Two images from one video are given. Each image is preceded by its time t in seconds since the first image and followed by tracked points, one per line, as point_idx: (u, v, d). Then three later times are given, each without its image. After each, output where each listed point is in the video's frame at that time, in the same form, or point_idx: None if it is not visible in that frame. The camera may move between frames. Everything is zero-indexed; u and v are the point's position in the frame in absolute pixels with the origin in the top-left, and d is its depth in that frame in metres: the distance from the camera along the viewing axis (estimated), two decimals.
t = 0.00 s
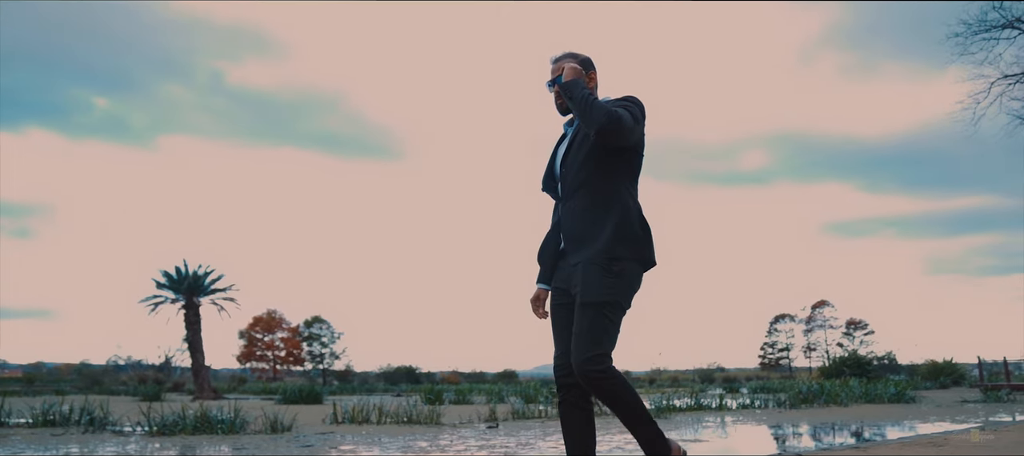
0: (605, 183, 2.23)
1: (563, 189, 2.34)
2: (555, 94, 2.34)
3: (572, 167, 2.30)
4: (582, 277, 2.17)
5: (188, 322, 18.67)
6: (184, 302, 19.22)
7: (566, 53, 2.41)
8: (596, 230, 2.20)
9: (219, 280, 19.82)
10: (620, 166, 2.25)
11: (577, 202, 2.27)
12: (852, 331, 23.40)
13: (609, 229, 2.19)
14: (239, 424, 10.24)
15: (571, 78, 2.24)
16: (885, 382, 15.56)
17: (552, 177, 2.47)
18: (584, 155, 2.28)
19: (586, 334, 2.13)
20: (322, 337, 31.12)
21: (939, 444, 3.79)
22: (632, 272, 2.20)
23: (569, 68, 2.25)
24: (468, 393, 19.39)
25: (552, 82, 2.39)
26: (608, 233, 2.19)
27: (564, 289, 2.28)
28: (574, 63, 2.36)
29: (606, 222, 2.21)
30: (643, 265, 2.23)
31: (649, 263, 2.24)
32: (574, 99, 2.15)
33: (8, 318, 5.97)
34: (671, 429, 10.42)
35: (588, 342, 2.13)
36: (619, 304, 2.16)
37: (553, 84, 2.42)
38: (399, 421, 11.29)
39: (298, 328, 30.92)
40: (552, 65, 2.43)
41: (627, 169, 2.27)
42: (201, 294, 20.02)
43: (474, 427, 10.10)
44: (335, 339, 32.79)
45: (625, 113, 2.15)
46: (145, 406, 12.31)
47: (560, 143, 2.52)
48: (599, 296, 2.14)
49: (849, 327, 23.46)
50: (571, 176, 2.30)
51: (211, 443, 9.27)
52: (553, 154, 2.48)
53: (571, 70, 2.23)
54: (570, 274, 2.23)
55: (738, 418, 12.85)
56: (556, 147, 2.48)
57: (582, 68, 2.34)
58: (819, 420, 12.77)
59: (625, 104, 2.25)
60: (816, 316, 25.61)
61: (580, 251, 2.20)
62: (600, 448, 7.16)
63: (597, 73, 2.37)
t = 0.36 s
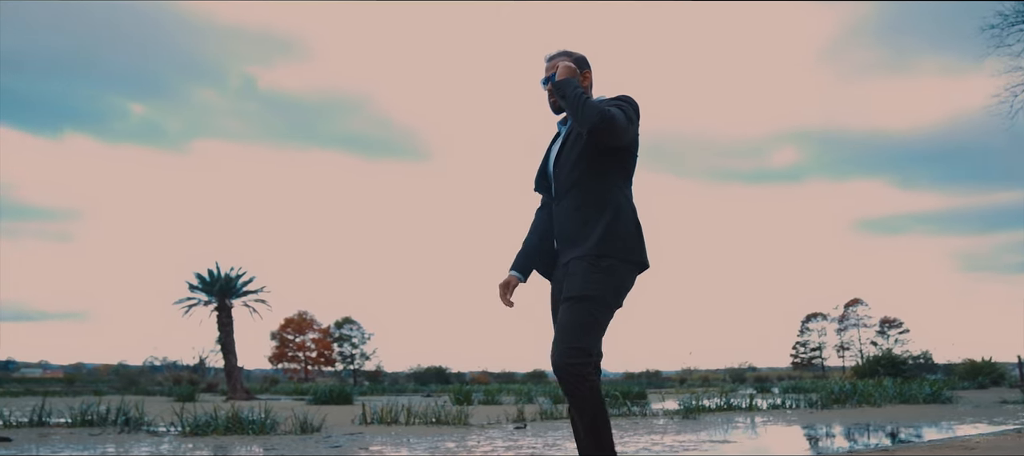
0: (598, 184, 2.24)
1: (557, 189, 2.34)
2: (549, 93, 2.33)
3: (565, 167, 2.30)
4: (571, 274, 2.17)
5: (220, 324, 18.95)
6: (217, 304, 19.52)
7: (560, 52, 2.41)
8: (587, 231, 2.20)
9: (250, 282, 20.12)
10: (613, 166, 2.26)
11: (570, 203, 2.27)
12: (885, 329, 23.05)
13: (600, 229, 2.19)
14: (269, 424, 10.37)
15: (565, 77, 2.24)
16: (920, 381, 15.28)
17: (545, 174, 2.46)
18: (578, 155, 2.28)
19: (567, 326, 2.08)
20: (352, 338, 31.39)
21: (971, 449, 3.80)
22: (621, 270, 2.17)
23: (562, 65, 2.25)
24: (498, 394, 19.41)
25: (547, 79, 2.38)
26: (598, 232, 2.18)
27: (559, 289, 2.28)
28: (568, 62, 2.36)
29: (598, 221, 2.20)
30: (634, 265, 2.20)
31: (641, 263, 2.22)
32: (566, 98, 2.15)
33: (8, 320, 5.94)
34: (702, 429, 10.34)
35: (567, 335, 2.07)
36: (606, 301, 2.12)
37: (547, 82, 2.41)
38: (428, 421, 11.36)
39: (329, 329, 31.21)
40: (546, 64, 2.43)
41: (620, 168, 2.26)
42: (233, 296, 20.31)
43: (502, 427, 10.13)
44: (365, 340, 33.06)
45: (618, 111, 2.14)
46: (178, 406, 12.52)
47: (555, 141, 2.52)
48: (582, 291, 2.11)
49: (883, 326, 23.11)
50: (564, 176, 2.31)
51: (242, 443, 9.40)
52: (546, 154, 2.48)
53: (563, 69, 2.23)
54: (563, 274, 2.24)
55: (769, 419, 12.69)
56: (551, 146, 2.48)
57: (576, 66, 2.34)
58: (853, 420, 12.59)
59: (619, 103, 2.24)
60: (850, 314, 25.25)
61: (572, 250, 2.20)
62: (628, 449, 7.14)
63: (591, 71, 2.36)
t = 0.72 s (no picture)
0: (584, 187, 2.25)
1: (544, 191, 2.36)
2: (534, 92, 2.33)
3: (553, 169, 2.32)
4: (558, 281, 2.19)
5: (249, 325, 19.17)
6: (245, 306, 19.75)
7: (548, 52, 2.43)
8: (574, 236, 2.22)
9: (278, 283, 20.33)
10: (601, 167, 2.28)
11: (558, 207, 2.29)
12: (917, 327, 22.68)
13: (586, 234, 2.21)
14: (296, 425, 10.46)
15: (554, 78, 2.25)
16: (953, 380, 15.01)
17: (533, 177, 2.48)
18: (564, 157, 2.30)
19: (554, 339, 2.10)
20: (379, 339, 31.59)
21: (997, 452, 3.77)
22: (608, 279, 2.18)
23: (549, 66, 2.27)
24: (524, 393, 19.41)
25: (535, 78, 2.40)
26: (584, 238, 2.20)
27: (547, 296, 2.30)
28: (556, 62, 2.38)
29: (584, 226, 2.22)
30: (621, 271, 2.22)
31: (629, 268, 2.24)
32: (552, 100, 2.16)
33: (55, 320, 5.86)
34: (729, 430, 10.28)
35: (554, 348, 2.09)
36: (593, 312, 2.14)
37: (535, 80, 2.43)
38: (452, 421, 11.41)
39: (356, 329, 31.45)
40: (535, 64, 2.44)
41: (606, 172, 2.28)
42: (261, 298, 20.53)
43: (527, 427, 10.17)
44: (392, 340, 33.26)
45: (605, 113, 2.16)
46: (207, 406, 12.70)
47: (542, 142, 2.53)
48: (569, 303, 2.12)
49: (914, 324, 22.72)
50: (552, 178, 2.33)
51: (269, 444, 9.50)
52: (534, 155, 2.50)
53: (552, 70, 2.24)
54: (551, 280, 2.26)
55: (797, 419, 12.57)
56: (538, 147, 2.49)
57: (565, 67, 2.36)
58: (883, 420, 12.44)
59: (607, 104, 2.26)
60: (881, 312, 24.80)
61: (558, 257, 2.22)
62: (651, 450, 7.11)
63: (578, 73, 2.38)
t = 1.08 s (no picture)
0: (566, 190, 2.39)
1: (528, 196, 2.50)
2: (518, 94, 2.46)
3: (536, 173, 2.46)
4: (537, 288, 2.35)
5: (272, 326, 19.36)
6: (269, 307, 19.95)
7: (534, 54, 2.57)
8: (555, 242, 2.37)
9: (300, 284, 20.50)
10: (582, 172, 2.41)
11: (540, 211, 2.43)
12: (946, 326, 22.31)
13: (565, 240, 2.35)
14: (317, 425, 10.54)
15: (541, 78, 2.40)
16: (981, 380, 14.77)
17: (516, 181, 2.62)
18: (546, 161, 2.44)
19: (533, 348, 2.28)
20: (402, 339, 31.72)
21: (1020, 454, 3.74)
22: (586, 287, 2.34)
23: (534, 67, 2.42)
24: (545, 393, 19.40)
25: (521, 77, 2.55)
26: (563, 244, 2.35)
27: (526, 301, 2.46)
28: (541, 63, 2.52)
29: (564, 232, 2.36)
30: (599, 277, 2.37)
31: (608, 273, 2.38)
32: (534, 102, 2.31)
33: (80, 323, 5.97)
34: (751, 430, 10.24)
35: (533, 358, 2.28)
36: (570, 320, 2.30)
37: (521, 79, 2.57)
38: (474, 422, 11.46)
39: (379, 329, 31.62)
40: (521, 64, 2.58)
41: (588, 177, 2.42)
42: (284, 299, 20.72)
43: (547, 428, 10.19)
44: (414, 340, 33.40)
45: (585, 117, 2.31)
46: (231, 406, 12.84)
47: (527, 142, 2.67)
48: (546, 312, 2.29)
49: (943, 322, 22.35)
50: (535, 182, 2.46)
51: (290, 443, 9.58)
52: (518, 160, 2.64)
53: (537, 71, 2.39)
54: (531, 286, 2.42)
55: (820, 419, 12.46)
56: (523, 150, 2.64)
57: (551, 69, 2.51)
58: (909, 421, 12.30)
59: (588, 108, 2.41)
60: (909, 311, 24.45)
61: (539, 262, 2.37)
62: (671, 450, 7.12)
63: (565, 75, 2.53)
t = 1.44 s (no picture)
0: (542, 188, 2.43)
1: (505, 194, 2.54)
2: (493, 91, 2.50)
3: (512, 171, 2.50)
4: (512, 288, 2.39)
5: (296, 326, 19.50)
6: (292, 307, 20.10)
7: (516, 46, 2.62)
8: (529, 242, 2.41)
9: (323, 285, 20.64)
10: (561, 171, 2.44)
11: (516, 210, 2.47)
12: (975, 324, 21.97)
13: (540, 239, 2.39)
14: (339, 425, 10.62)
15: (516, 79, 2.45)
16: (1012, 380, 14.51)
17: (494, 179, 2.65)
18: (522, 159, 2.48)
19: (508, 348, 2.33)
20: (425, 339, 31.85)
21: None
22: (561, 286, 2.37)
23: (512, 67, 2.47)
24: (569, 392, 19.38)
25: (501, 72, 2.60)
26: (538, 244, 2.38)
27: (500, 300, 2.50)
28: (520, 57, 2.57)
29: (539, 231, 2.40)
30: (575, 277, 2.40)
31: (583, 273, 2.41)
32: (511, 104, 2.36)
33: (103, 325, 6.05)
34: (774, 431, 10.15)
35: (508, 359, 2.33)
36: (544, 320, 2.34)
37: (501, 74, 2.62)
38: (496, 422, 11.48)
39: (402, 329, 31.76)
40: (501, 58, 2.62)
41: (565, 176, 2.45)
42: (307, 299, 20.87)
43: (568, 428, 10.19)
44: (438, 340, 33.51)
45: (563, 116, 2.34)
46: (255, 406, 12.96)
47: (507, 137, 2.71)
48: (520, 311, 2.34)
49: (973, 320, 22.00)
50: (512, 181, 2.50)
51: (312, 443, 9.65)
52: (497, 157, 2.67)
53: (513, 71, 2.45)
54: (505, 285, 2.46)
55: (845, 420, 12.32)
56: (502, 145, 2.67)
57: (529, 62, 2.56)
58: (937, 421, 12.12)
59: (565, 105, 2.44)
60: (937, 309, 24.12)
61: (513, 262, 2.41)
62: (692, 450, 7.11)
63: (545, 70, 2.59)
